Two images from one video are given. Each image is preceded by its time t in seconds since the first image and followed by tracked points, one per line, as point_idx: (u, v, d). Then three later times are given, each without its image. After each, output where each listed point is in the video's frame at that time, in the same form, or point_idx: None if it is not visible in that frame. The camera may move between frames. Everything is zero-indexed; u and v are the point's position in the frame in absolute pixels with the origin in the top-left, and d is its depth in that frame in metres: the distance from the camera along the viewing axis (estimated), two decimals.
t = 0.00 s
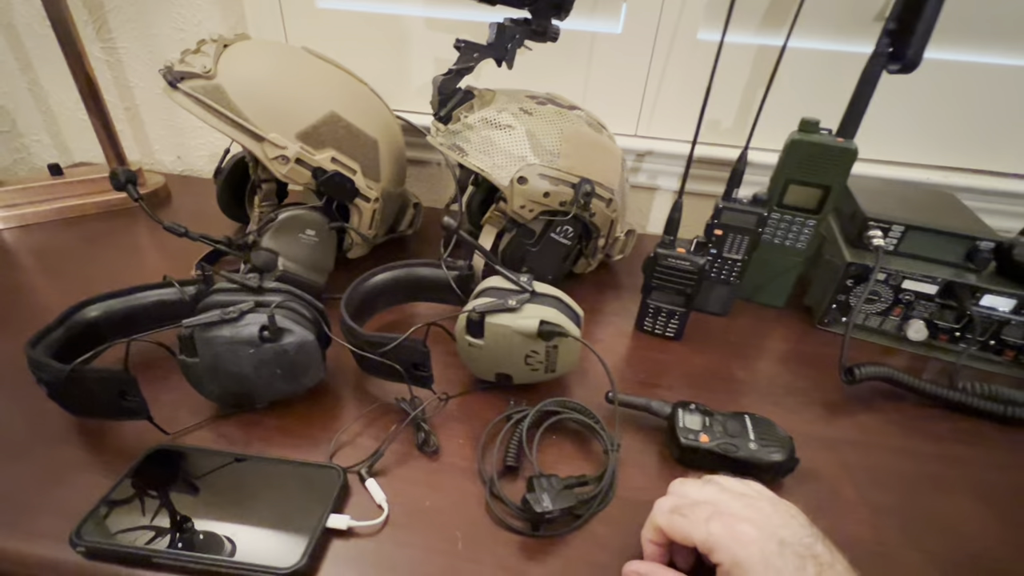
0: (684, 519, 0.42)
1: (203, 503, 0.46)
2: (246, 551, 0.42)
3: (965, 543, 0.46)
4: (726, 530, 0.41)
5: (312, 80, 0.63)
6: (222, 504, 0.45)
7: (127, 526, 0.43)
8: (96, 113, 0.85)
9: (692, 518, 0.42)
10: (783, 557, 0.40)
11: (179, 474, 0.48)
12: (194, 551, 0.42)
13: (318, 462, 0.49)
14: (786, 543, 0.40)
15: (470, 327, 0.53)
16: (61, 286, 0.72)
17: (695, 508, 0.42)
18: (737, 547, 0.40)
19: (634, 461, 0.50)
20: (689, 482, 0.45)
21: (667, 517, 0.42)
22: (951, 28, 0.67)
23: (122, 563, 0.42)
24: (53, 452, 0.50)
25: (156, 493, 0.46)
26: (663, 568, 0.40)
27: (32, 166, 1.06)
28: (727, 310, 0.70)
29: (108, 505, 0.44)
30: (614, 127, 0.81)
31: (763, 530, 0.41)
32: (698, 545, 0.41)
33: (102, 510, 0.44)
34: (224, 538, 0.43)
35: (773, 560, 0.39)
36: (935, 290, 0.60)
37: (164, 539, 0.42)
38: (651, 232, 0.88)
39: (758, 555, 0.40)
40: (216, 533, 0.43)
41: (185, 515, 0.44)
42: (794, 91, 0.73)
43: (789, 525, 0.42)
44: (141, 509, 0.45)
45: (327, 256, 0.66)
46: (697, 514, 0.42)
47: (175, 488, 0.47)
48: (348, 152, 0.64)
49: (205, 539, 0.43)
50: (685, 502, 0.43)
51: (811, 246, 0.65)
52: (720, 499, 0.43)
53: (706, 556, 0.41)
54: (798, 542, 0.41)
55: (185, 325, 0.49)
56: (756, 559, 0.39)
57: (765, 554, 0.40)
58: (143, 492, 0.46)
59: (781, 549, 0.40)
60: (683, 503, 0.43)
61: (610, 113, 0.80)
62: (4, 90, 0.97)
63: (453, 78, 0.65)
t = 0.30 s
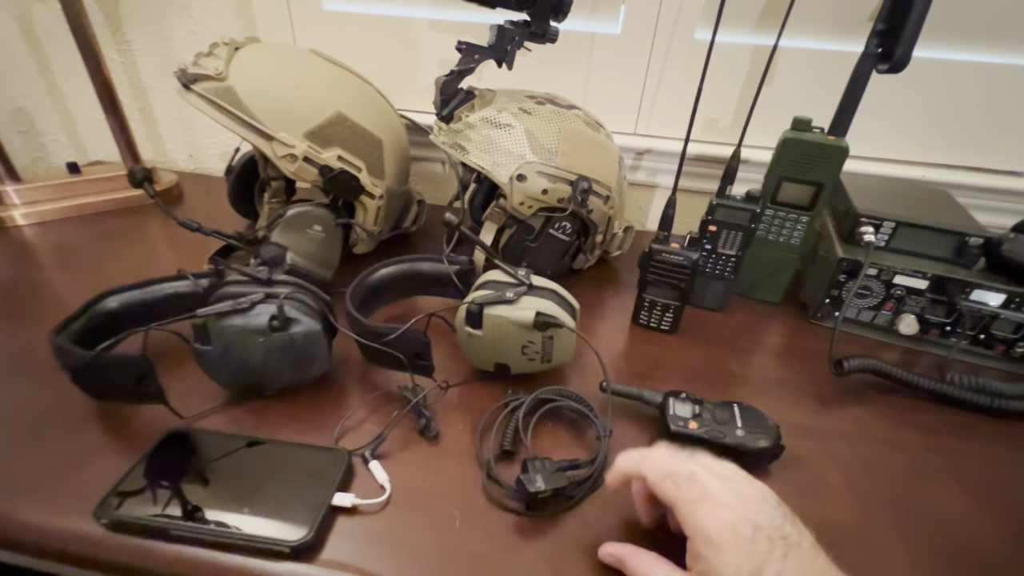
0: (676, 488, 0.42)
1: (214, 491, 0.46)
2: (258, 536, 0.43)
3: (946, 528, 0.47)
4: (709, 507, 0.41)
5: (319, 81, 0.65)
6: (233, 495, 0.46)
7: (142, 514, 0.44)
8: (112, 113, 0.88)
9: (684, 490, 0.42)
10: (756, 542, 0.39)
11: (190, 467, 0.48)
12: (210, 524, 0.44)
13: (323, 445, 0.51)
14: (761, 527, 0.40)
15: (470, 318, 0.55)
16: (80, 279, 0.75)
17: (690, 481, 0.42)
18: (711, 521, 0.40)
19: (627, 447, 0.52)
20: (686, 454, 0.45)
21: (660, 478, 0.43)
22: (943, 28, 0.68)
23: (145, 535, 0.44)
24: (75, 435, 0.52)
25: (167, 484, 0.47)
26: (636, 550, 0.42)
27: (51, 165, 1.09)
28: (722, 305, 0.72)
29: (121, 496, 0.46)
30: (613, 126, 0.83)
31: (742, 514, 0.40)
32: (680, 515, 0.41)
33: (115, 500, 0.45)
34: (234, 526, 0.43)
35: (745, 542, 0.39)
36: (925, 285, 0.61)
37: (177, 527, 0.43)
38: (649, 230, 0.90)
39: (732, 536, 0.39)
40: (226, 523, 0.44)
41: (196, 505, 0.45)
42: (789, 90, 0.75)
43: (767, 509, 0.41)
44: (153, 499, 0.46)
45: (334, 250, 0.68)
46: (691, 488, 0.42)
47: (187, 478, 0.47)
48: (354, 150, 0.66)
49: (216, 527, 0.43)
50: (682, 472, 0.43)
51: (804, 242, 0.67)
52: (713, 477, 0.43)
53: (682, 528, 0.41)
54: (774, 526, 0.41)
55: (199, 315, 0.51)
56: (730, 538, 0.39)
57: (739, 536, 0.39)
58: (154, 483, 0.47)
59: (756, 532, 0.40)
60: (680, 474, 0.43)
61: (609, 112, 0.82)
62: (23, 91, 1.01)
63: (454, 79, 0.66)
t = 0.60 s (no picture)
0: (629, 462, 0.44)
1: (226, 483, 0.47)
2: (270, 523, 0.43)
3: (951, 518, 0.47)
4: (662, 478, 0.43)
5: (327, 76, 0.66)
6: (244, 485, 0.47)
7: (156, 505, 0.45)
8: (124, 110, 0.89)
9: (636, 463, 0.44)
10: (710, 509, 0.42)
11: (202, 459, 0.49)
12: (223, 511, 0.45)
13: (334, 435, 0.52)
14: (717, 495, 0.43)
15: (476, 311, 0.55)
16: (94, 273, 0.77)
17: (642, 454, 0.45)
18: (682, 500, 0.42)
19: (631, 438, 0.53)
20: (645, 424, 0.47)
21: (612, 455, 0.45)
22: (953, 18, 0.67)
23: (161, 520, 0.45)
24: (91, 424, 0.54)
25: (180, 475, 0.48)
26: (598, 528, 0.43)
27: (65, 162, 1.11)
28: (728, 298, 0.72)
29: (135, 488, 0.46)
30: (619, 120, 0.83)
31: (696, 484, 0.43)
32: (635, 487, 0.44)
33: (130, 493, 0.46)
34: (245, 516, 0.44)
35: (699, 508, 0.42)
36: (933, 278, 0.61)
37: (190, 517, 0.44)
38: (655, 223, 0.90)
39: (686, 504, 0.42)
40: (235, 513, 0.44)
41: (207, 496, 0.46)
42: (796, 82, 0.74)
43: (732, 484, 0.44)
44: (167, 489, 0.46)
45: (342, 243, 0.69)
46: (642, 460, 0.44)
47: (198, 469, 0.48)
48: (361, 145, 0.67)
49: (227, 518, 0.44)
50: (634, 447, 0.45)
51: (811, 235, 0.66)
52: (666, 450, 0.45)
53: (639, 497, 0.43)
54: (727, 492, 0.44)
55: (211, 307, 0.52)
56: (682, 504, 0.42)
57: (717, 514, 0.42)
58: (167, 475, 0.48)
59: (720, 505, 0.43)
60: (632, 448, 0.45)
61: (615, 106, 0.82)
62: (37, 89, 1.02)
63: (460, 73, 0.67)
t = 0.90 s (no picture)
0: (607, 446, 0.44)
1: (227, 480, 0.46)
2: (268, 527, 0.42)
3: (972, 526, 0.45)
4: (639, 460, 0.42)
5: (317, 63, 0.63)
6: (244, 483, 0.46)
7: (155, 500, 0.44)
8: (113, 100, 0.87)
9: (614, 447, 0.43)
10: (687, 491, 0.41)
11: (204, 454, 0.48)
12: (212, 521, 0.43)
13: (324, 440, 0.50)
14: (696, 477, 0.42)
15: (473, 309, 0.53)
16: (81, 268, 0.74)
17: (620, 439, 0.44)
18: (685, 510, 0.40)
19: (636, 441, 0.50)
20: (622, 414, 0.46)
21: (592, 442, 0.44)
22: None
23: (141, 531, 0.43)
24: (73, 427, 0.51)
25: (180, 470, 0.47)
26: (582, 503, 0.42)
27: (56, 154, 1.08)
28: (736, 293, 0.69)
29: (136, 481, 0.46)
30: (624, 108, 0.80)
31: (674, 465, 0.42)
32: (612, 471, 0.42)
33: (130, 485, 0.45)
34: (246, 514, 0.43)
35: (677, 489, 0.41)
36: (951, 273, 0.58)
37: (190, 514, 0.43)
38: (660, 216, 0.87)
39: (663, 484, 0.41)
40: (238, 509, 0.44)
41: (209, 492, 0.45)
42: (809, 67, 0.71)
43: (709, 467, 0.43)
44: (167, 484, 0.45)
45: (336, 238, 0.67)
46: (620, 445, 0.44)
47: (200, 463, 0.47)
48: (354, 135, 0.64)
49: (228, 515, 0.43)
50: (613, 432, 0.45)
51: (823, 228, 0.64)
52: (645, 435, 0.44)
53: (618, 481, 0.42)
54: (706, 474, 0.43)
55: (196, 307, 0.50)
56: (660, 486, 0.41)
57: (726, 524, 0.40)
58: (169, 470, 0.47)
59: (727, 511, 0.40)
60: (611, 433, 0.45)
61: (619, 94, 0.79)
62: (26, 79, 0.99)
63: (458, 60, 0.64)
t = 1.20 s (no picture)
0: (638, 445, 0.40)
1: (237, 479, 0.45)
2: (279, 526, 0.41)
3: None
4: (675, 461, 0.38)
5: (323, 52, 0.60)
6: (257, 481, 0.44)
7: (166, 497, 0.43)
8: (115, 93, 0.84)
9: (646, 446, 0.40)
10: (727, 499, 0.38)
11: (213, 448, 0.47)
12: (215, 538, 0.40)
13: (332, 448, 0.47)
14: (735, 484, 0.39)
15: (489, 310, 0.50)
16: (84, 266, 0.72)
17: (652, 438, 0.40)
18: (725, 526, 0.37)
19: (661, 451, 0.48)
20: (647, 414, 0.43)
21: (621, 439, 0.40)
22: None
23: (141, 547, 0.41)
24: (73, 434, 0.49)
25: (192, 467, 0.45)
26: (598, 509, 0.40)
27: (60, 150, 1.06)
28: (761, 291, 0.66)
29: (147, 477, 0.44)
30: (642, 97, 0.77)
31: (712, 470, 0.39)
32: (644, 472, 0.39)
33: (140, 481, 0.44)
34: (256, 510, 0.42)
35: (715, 497, 0.37)
36: (996, 270, 0.55)
37: (200, 512, 0.42)
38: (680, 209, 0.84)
39: (701, 491, 0.37)
40: (248, 505, 0.42)
41: (220, 488, 0.44)
42: (841, 52, 0.68)
43: (743, 470, 0.40)
44: (178, 481, 0.44)
45: (343, 235, 0.64)
46: (652, 444, 0.40)
47: (210, 460, 0.46)
48: (362, 127, 0.62)
49: (238, 512, 0.42)
50: (643, 431, 0.41)
51: (856, 222, 0.60)
52: (677, 435, 0.41)
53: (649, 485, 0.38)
54: (744, 480, 0.39)
55: (197, 309, 0.47)
56: (697, 492, 0.37)
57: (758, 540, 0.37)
58: (179, 465, 0.45)
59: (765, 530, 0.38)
60: (641, 432, 0.41)
61: (638, 82, 0.76)
62: (28, 72, 0.97)
63: (469, 47, 0.61)
